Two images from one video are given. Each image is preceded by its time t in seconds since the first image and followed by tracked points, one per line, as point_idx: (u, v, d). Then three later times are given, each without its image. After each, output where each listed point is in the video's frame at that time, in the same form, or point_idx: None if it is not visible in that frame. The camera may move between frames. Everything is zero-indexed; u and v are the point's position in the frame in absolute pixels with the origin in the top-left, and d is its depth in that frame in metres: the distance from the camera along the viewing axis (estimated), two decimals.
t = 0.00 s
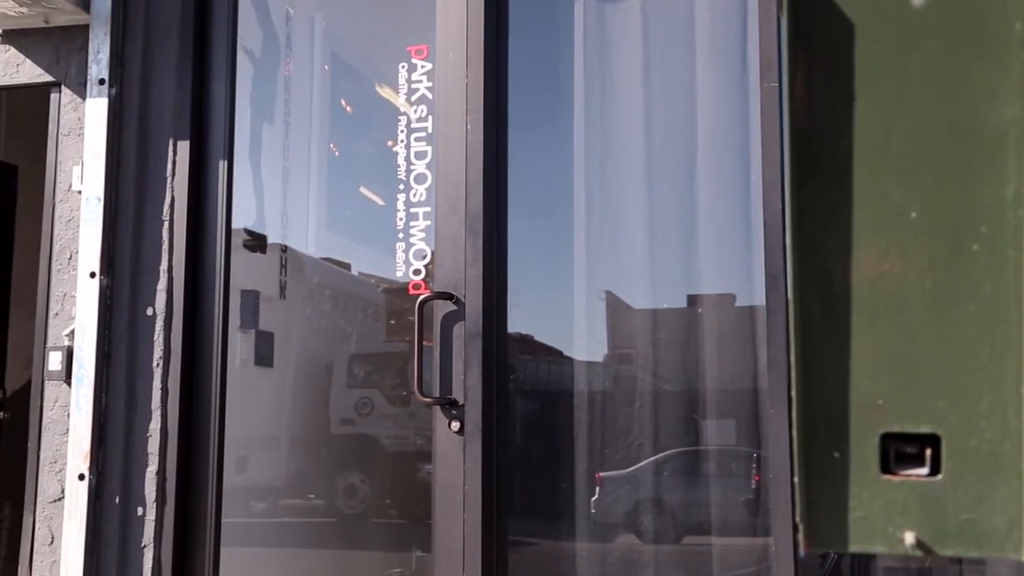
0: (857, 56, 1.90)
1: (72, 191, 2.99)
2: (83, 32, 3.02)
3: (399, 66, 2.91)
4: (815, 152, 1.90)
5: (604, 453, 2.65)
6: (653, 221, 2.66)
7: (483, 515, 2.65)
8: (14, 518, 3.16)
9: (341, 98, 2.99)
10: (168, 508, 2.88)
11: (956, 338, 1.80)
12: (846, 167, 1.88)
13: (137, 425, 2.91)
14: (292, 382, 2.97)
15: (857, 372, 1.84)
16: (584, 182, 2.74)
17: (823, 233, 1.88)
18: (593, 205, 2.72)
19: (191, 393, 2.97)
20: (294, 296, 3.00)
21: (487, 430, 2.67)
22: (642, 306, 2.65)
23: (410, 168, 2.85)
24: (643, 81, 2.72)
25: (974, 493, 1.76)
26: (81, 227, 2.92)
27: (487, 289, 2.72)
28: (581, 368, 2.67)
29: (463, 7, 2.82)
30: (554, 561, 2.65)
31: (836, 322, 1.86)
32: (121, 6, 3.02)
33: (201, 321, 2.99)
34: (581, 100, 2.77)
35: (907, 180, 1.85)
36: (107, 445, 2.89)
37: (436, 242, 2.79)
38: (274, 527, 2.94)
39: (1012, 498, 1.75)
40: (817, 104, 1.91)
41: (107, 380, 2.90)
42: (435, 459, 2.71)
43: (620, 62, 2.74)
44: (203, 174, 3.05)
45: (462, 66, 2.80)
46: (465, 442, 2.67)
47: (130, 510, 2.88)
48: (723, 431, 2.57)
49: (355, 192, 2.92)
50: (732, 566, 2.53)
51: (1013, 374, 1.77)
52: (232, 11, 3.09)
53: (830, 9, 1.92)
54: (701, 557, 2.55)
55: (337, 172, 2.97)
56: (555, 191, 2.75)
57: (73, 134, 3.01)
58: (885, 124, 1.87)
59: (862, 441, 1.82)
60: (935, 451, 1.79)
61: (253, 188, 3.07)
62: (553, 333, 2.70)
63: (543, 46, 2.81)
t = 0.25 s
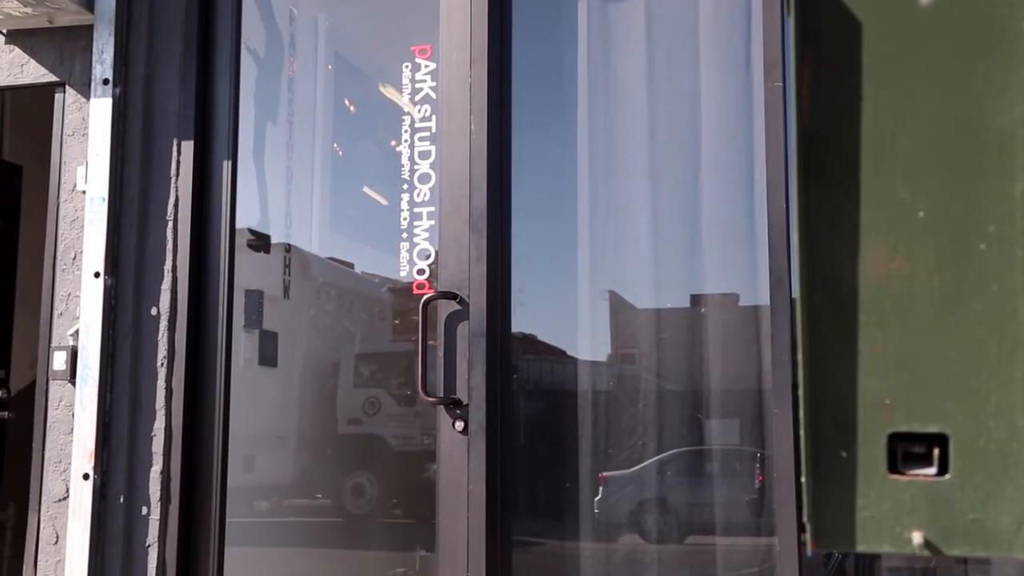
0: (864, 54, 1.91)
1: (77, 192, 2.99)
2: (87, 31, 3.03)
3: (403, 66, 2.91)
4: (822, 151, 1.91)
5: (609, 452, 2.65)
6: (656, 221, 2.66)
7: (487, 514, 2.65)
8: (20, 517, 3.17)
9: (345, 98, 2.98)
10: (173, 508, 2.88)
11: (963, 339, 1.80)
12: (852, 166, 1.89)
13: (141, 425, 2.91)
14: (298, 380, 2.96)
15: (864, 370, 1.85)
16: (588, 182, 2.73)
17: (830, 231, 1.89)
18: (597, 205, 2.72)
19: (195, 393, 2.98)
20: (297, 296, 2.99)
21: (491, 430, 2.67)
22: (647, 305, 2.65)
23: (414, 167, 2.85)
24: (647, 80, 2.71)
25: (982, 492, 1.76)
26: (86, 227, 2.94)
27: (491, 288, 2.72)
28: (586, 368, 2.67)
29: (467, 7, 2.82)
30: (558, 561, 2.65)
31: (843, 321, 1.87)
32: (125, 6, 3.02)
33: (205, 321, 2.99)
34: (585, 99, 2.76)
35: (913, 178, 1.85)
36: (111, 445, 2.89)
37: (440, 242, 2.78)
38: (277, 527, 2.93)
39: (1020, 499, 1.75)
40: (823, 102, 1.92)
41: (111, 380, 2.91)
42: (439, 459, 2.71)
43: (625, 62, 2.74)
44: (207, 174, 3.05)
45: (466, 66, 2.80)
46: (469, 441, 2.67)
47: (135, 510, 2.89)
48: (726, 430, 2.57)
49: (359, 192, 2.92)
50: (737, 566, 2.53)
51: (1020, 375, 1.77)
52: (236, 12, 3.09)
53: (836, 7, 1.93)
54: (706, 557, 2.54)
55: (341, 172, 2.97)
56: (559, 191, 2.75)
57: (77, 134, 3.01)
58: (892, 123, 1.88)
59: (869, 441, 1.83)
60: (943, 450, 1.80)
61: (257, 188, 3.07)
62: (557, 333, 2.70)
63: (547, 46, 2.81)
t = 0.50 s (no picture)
0: (873, 53, 1.90)
1: (82, 191, 2.99)
2: (93, 32, 3.03)
3: (408, 65, 2.91)
4: (830, 149, 1.91)
5: (614, 452, 2.65)
6: (661, 220, 2.66)
7: (492, 513, 2.65)
8: (26, 517, 3.18)
9: (350, 97, 2.98)
10: (178, 507, 2.88)
11: (972, 337, 1.80)
12: (861, 164, 1.89)
13: (147, 425, 2.91)
14: (306, 379, 2.95)
15: (872, 369, 1.85)
16: (593, 181, 2.73)
17: (839, 231, 1.90)
18: (602, 205, 2.72)
19: (201, 393, 2.98)
20: (302, 296, 2.99)
21: (496, 430, 2.67)
22: (652, 305, 2.65)
23: (419, 167, 2.85)
24: (653, 80, 2.71)
25: (990, 491, 1.76)
26: (91, 227, 2.94)
27: (496, 288, 2.72)
28: (591, 368, 2.67)
29: (472, 7, 2.82)
30: (563, 560, 2.65)
31: (851, 321, 1.87)
32: (131, 7, 3.03)
33: (211, 320, 3.00)
34: (590, 99, 2.76)
35: (922, 177, 1.85)
36: (117, 445, 2.89)
37: (445, 241, 2.78)
38: (283, 527, 2.92)
39: None
40: (830, 100, 1.92)
41: (117, 380, 2.91)
42: (444, 459, 2.71)
43: (630, 62, 2.74)
44: (213, 174, 3.05)
45: (472, 66, 2.80)
46: (474, 441, 2.67)
47: (140, 509, 2.89)
48: (732, 429, 2.56)
49: (364, 192, 2.92)
50: (742, 566, 2.52)
51: None
52: (241, 12, 3.10)
53: (845, 5, 1.92)
54: (711, 557, 2.54)
55: (346, 172, 2.96)
56: (564, 190, 2.75)
57: (82, 134, 3.01)
58: (900, 122, 1.88)
59: (876, 440, 1.83)
60: (951, 450, 1.80)
61: (262, 187, 3.07)
62: (562, 333, 2.70)
63: (552, 46, 2.81)
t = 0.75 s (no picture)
0: (874, 52, 1.91)
1: (84, 191, 3.00)
2: (94, 31, 3.03)
3: (409, 65, 2.91)
4: (832, 149, 1.92)
5: (614, 451, 2.65)
6: (662, 220, 2.66)
7: (493, 513, 2.65)
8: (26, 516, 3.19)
9: (351, 97, 2.99)
10: (179, 506, 2.88)
11: (973, 337, 1.80)
12: (862, 164, 1.89)
13: (148, 424, 2.92)
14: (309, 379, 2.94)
15: (873, 368, 1.85)
16: (594, 181, 2.73)
17: (840, 230, 1.90)
18: (603, 204, 2.72)
19: (202, 392, 2.98)
20: (303, 295, 2.99)
21: (497, 429, 2.67)
22: (652, 305, 2.65)
23: (420, 166, 2.85)
24: (654, 79, 2.71)
25: (991, 490, 1.76)
26: (92, 226, 2.94)
27: (497, 287, 2.72)
28: (592, 367, 2.67)
29: (474, 6, 2.82)
30: (564, 559, 2.65)
31: (852, 320, 1.87)
32: (132, 6, 3.03)
33: (211, 320, 3.00)
34: (591, 98, 2.76)
35: (923, 177, 1.85)
36: (118, 444, 2.90)
37: (447, 241, 2.78)
38: (284, 526, 2.92)
39: None
40: (832, 100, 1.92)
41: (118, 379, 2.91)
42: (445, 458, 2.71)
43: (631, 61, 2.74)
44: (213, 173, 3.06)
45: (473, 65, 2.80)
46: (475, 440, 2.67)
47: (141, 508, 2.89)
48: (733, 429, 2.56)
49: (365, 191, 2.92)
50: (743, 566, 2.52)
51: None
52: (242, 11, 3.10)
53: (847, 5, 1.92)
54: (712, 556, 2.54)
55: (347, 171, 2.97)
56: (565, 190, 2.75)
57: (84, 134, 3.01)
58: (901, 121, 1.88)
59: (876, 440, 1.83)
60: (952, 450, 1.80)
61: (263, 187, 3.07)
62: (563, 332, 2.70)
63: (553, 45, 2.81)
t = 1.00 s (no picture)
0: (874, 52, 1.91)
1: (83, 190, 2.99)
2: (94, 31, 3.03)
3: (409, 64, 2.91)
4: (832, 149, 1.92)
5: (614, 451, 2.65)
6: (662, 220, 2.66)
7: (493, 513, 2.65)
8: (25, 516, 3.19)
9: (351, 96, 2.98)
10: (179, 505, 2.88)
11: (973, 337, 1.80)
12: (862, 164, 1.89)
13: (148, 424, 2.92)
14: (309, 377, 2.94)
15: (873, 368, 1.86)
16: (594, 181, 2.73)
17: (840, 230, 1.90)
18: (603, 204, 2.72)
19: (201, 391, 2.98)
20: (303, 295, 2.99)
21: (497, 429, 2.67)
22: (652, 304, 2.65)
23: (420, 166, 2.85)
24: (654, 79, 2.71)
25: (991, 490, 1.76)
26: (92, 226, 2.94)
27: (497, 286, 2.72)
28: (592, 367, 2.67)
29: (474, 6, 2.82)
30: (564, 559, 2.66)
31: (852, 320, 1.87)
32: (132, 6, 3.03)
33: (211, 319, 3.00)
34: (591, 98, 2.76)
35: (923, 177, 1.85)
36: (118, 444, 2.90)
37: (447, 240, 2.78)
38: (284, 525, 2.92)
39: None
40: (832, 100, 1.92)
41: (118, 378, 2.91)
42: (445, 457, 2.71)
43: (631, 61, 2.74)
44: (213, 173, 3.05)
45: (473, 65, 2.80)
46: (475, 439, 2.67)
47: (141, 507, 2.89)
48: (733, 428, 2.56)
49: (364, 191, 2.92)
50: (742, 566, 2.53)
51: None
52: (242, 11, 3.09)
53: (847, 5, 1.93)
54: (712, 555, 2.54)
55: (347, 171, 2.97)
56: (565, 190, 2.75)
57: (84, 133, 3.01)
58: (901, 121, 1.88)
59: (876, 439, 1.83)
60: (952, 449, 1.80)
61: (263, 187, 3.07)
62: (563, 332, 2.70)
63: (553, 45, 2.80)
